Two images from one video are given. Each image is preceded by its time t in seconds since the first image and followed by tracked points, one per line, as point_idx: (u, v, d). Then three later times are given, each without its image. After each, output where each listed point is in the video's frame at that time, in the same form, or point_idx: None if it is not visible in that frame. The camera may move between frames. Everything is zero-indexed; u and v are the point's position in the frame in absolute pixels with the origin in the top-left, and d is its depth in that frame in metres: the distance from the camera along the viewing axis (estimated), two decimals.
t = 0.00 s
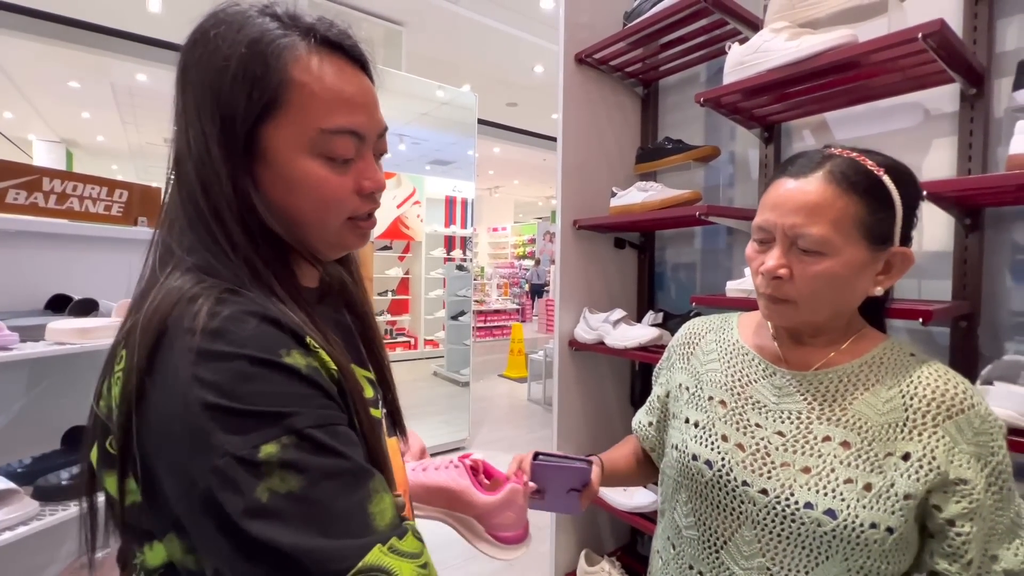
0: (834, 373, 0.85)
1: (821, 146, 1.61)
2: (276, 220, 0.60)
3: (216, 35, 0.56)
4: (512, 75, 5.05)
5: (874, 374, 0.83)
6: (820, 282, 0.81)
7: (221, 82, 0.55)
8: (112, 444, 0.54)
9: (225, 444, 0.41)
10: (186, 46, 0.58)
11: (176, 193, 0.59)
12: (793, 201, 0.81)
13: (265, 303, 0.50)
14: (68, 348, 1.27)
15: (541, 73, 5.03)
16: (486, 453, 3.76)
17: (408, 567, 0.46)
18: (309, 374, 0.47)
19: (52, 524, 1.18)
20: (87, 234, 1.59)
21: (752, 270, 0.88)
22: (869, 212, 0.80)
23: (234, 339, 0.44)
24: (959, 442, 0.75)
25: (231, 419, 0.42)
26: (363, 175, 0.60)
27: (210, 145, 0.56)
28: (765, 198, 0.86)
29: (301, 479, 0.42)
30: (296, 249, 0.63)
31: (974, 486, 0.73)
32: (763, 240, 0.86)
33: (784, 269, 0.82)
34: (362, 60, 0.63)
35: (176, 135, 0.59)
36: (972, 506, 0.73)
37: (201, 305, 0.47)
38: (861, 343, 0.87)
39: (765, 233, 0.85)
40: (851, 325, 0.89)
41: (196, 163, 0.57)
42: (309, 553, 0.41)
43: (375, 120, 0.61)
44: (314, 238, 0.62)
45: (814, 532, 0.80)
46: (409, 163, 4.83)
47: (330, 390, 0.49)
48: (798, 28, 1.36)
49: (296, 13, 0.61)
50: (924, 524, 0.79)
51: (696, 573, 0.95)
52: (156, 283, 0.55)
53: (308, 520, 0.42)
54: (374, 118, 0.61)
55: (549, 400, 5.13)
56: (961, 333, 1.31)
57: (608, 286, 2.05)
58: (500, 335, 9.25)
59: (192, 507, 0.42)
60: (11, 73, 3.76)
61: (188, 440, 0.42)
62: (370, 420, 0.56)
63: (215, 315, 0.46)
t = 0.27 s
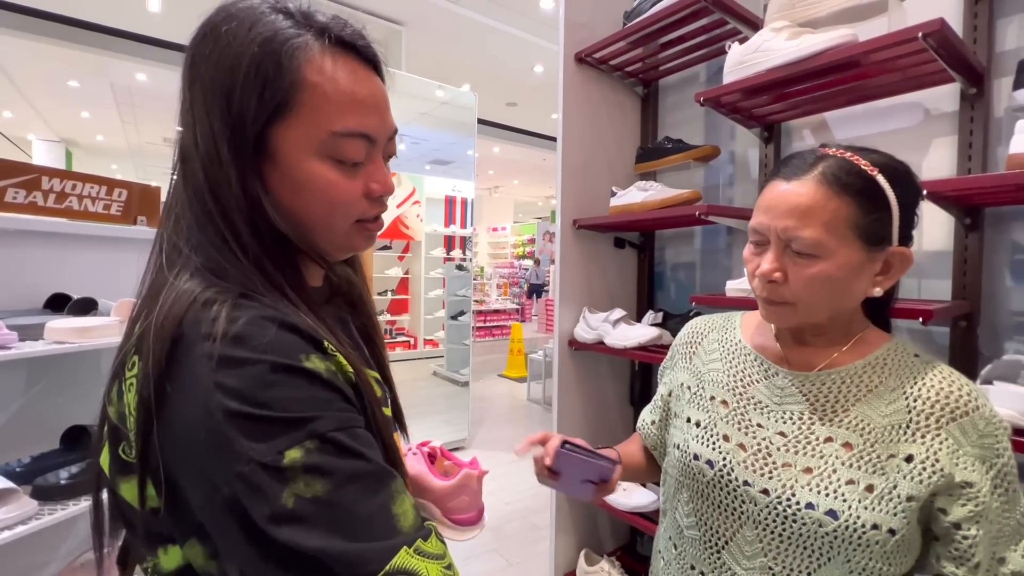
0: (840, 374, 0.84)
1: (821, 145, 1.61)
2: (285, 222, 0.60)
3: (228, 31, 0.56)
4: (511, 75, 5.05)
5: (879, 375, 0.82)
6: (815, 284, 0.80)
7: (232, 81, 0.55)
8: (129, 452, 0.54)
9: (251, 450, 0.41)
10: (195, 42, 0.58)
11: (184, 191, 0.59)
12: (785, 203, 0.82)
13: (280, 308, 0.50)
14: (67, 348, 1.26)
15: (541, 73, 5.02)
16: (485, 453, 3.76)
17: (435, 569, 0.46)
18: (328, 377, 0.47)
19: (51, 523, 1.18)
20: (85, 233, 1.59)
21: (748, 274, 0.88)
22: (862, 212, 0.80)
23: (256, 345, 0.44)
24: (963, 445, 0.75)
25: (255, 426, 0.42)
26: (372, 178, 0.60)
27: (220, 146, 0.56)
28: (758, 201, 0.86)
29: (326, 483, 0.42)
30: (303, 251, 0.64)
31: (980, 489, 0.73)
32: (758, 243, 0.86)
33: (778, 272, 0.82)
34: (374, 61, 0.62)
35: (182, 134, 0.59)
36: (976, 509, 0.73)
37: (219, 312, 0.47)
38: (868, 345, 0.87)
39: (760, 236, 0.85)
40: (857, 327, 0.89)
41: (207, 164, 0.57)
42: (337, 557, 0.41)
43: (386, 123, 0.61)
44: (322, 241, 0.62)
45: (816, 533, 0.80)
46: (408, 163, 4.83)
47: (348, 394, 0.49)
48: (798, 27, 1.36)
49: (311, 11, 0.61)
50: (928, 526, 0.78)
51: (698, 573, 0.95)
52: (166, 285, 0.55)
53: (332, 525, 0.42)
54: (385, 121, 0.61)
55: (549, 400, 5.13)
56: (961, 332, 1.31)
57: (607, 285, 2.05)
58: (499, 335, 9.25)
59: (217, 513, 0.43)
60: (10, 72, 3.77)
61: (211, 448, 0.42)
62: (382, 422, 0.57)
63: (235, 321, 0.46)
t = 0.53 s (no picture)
0: (846, 377, 0.84)
1: (821, 144, 1.61)
2: (287, 225, 0.60)
3: (228, 31, 0.55)
4: (511, 74, 5.04)
5: (888, 378, 0.82)
6: (822, 286, 0.80)
7: (233, 83, 0.55)
8: (133, 459, 0.54)
9: (257, 458, 0.41)
10: (195, 42, 0.58)
11: (182, 193, 0.59)
12: (792, 204, 0.81)
13: (283, 313, 0.50)
14: (67, 347, 1.26)
15: (541, 72, 5.02)
16: (486, 452, 3.76)
17: None
18: (334, 382, 0.47)
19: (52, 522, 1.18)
20: (84, 233, 1.58)
21: (755, 275, 0.88)
22: (869, 214, 0.79)
23: (261, 353, 0.44)
24: (971, 449, 0.75)
25: (261, 434, 0.42)
26: (374, 180, 0.60)
27: (219, 149, 0.56)
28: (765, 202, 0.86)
29: (333, 490, 0.42)
30: (305, 254, 0.64)
31: (987, 492, 0.73)
32: (764, 244, 0.86)
33: (784, 273, 0.82)
34: (376, 60, 0.62)
35: (181, 134, 0.59)
36: (982, 512, 0.73)
37: (225, 319, 0.47)
38: (874, 346, 0.87)
39: (767, 237, 0.85)
40: (861, 328, 0.88)
41: (208, 166, 0.57)
42: (343, 565, 0.41)
43: (389, 124, 0.61)
44: (324, 243, 0.62)
45: (824, 534, 0.80)
46: (408, 162, 4.83)
47: (354, 399, 0.49)
48: (797, 26, 1.35)
49: (313, 9, 0.60)
50: (934, 528, 0.79)
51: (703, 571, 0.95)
52: (168, 289, 0.55)
53: (337, 533, 0.42)
54: (387, 122, 0.61)
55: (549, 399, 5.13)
56: (961, 331, 1.31)
57: (608, 285, 2.05)
58: (499, 335, 9.26)
59: (221, 522, 0.43)
60: (9, 72, 3.76)
61: (217, 455, 0.42)
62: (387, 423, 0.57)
63: (239, 329, 0.46)
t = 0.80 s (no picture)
0: (853, 379, 0.83)
1: (821, 143, 1.60)
2: (289, 226, 0.60)
3: (228, 28, 0.55)
4: (511, 72, 5.03)
5: (897, 378, 0.82)
6: (830, 286, 0.80)
7: (233, 82, 0.54)
8: (137, 459, 0.54)
9: (261, 462, 0.41)
10: (194, 40, 0.57)
11: (183, 192, 0.59)
12: (800, 203, 0.81)
13: (286, 315, 0.50)
14: (65, 346, 1.26)
15: (541, 70, 5.01)
16: (485, 451, 3.76)
17: None
18: (338, 384, 0.47)
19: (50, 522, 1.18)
20: (82, 232, 1.58)
21: (763, 274, 0.87)
22: (878, 213, 0.79)
23: (264, 355, 0.44)
24: (980, 449, 0.76)
25: (266, 438, 0.42)
26: (376, 178, 0.60)
27: (220, 148, 0.56)
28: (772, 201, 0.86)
29: (338, 493, 0.42)
30: (310, 255, 0.63)
31: (996, 493, 0.74)
32: (773, 243, 0.86)
33: (792, 273, 0.81)
34: (377, 56, 0.62)
35: (181, 132, 0.59)
36: (991, 511, 0.74)
37: (228, 319, 0.47)
38: (880, 346, 0.87)
39: (775, 237, 0.85)
40: (867, 327, 0.88)
41: (210, 167, 0.56)
42: (350, 566, 0.41)
43: (390, 121, 0.60)
44: (326, 243, 0.61)
45: (840, 538, 0.78)
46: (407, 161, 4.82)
47: (357, 401, 0.49)
48: (797, 24, 1.35)
49: (312, 6, 0.60)
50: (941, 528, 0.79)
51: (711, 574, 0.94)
52: (170, 291, 0.54)
53: (343, 535, 0.42)
54: (388, 119, 0.60)
55: (549, 398, 5.13)
56: (961, 330, 1.30)
57: (607, 283, 2.04)
58: (499, 333, 9.26)
59: (225, 526, 0.42)
60: (7, 71, 3.76)
61: (223, 458, 0.42)
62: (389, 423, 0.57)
63: (242, 332, 0.46)
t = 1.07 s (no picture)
0: (859, 379, 0.83)
1: (821, 141, 1.60)
2: (292, 224, 0.59)
3: (227, 26, 0.55)
4: (510, 70, 5.03)
5: (901, 377, 0.82)
6: (835, 286, 0.80)
7: (233, 78, 0.54)
8: (139, 457, 0.54)
9: (263, 461, 0.41)
10: (195, 36, 0.57)
11: (185, 190, 0.58)
12: (804, 204, 0.80)
13: (287, 314, 0.50)
14: (62, 345, 1.26)
15: (540, 69, 5.01)
16: (484, 450, 3.76)
17: None
18: (340, 385, 0.46)
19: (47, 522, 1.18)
20: (79, 230, 1.57)
21: (767, 275, 0.87)
22: (883, 213, 0.79)
23: (265, 355, 0.44)
24: (986, 451, 0.75)
25: (267, 437, 0.41)
26: (378, 175, 0.59)
27: (221, 146, 0.55)
28: (776, 201, 0.86)
29: (340, 492, 0.41)
30: (313, 250, 0.63)
31: (1002, 494, 0.74)
32: (776, 243, 0.86)
33: (796, 273, 0.81)
34: (377, 52, 0.61)
35: (183, 131, 0.59)
36: (997, 513, 0.74)
37: (228, 318, 0.47)
38: (884, 346, 0.86)
39: (778, 237, 0.84)
40: (872, 327, 0.87)
41: (212, 164, 0.56)
42: (351, 566, 0.41)
43: (392, 117, 0.60)
44: (328, 241, 0.61)
45: (842, 537, 0.78)
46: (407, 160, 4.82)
47: (359, 401, 0.48)
48: (798, 22, 1.34)
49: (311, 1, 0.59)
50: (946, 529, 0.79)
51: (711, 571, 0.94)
52: (172, 290, 0.54)
53: (344, 534, 0.41)
54: (390, 115, 0.60)
55: (548, 396, 5.13)
56: (961, 329, 1.30)
57: (606, 282, 2.04)
58: (498, 332, 9.26)
59: (227, 524, 0.42)
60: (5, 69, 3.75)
61: (224, 459, 0.42)
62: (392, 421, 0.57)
63: (245, 331, 0.45)
